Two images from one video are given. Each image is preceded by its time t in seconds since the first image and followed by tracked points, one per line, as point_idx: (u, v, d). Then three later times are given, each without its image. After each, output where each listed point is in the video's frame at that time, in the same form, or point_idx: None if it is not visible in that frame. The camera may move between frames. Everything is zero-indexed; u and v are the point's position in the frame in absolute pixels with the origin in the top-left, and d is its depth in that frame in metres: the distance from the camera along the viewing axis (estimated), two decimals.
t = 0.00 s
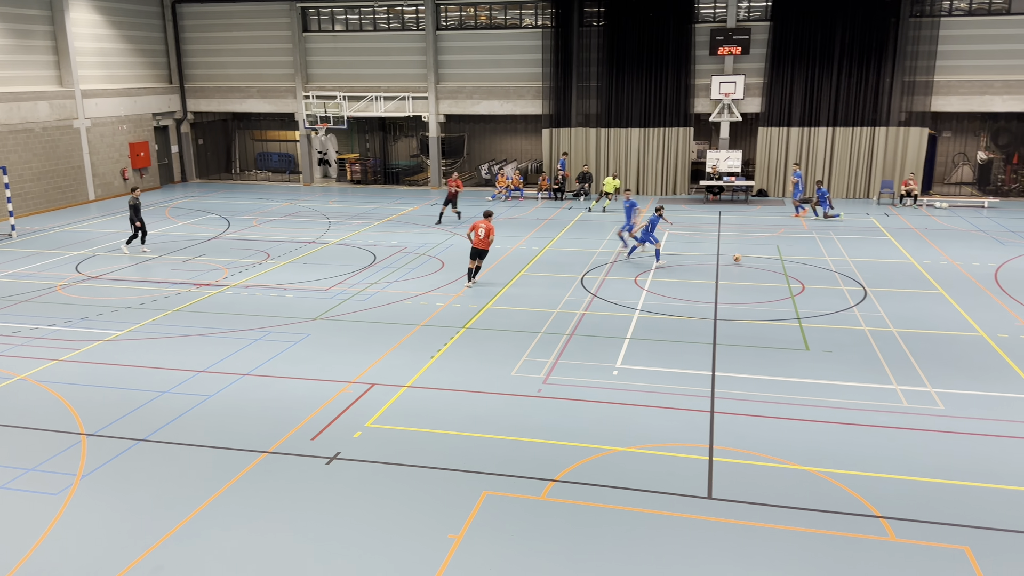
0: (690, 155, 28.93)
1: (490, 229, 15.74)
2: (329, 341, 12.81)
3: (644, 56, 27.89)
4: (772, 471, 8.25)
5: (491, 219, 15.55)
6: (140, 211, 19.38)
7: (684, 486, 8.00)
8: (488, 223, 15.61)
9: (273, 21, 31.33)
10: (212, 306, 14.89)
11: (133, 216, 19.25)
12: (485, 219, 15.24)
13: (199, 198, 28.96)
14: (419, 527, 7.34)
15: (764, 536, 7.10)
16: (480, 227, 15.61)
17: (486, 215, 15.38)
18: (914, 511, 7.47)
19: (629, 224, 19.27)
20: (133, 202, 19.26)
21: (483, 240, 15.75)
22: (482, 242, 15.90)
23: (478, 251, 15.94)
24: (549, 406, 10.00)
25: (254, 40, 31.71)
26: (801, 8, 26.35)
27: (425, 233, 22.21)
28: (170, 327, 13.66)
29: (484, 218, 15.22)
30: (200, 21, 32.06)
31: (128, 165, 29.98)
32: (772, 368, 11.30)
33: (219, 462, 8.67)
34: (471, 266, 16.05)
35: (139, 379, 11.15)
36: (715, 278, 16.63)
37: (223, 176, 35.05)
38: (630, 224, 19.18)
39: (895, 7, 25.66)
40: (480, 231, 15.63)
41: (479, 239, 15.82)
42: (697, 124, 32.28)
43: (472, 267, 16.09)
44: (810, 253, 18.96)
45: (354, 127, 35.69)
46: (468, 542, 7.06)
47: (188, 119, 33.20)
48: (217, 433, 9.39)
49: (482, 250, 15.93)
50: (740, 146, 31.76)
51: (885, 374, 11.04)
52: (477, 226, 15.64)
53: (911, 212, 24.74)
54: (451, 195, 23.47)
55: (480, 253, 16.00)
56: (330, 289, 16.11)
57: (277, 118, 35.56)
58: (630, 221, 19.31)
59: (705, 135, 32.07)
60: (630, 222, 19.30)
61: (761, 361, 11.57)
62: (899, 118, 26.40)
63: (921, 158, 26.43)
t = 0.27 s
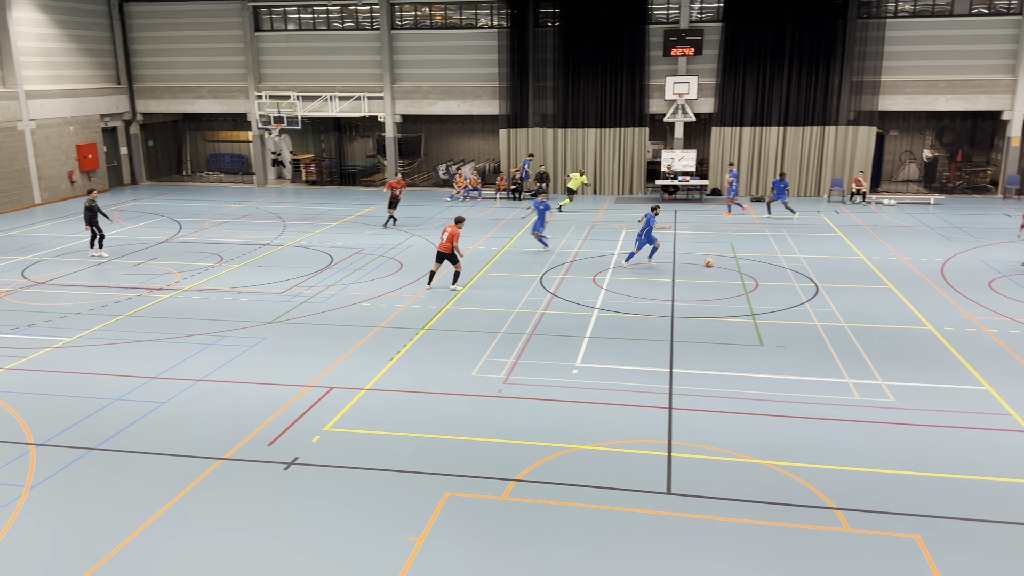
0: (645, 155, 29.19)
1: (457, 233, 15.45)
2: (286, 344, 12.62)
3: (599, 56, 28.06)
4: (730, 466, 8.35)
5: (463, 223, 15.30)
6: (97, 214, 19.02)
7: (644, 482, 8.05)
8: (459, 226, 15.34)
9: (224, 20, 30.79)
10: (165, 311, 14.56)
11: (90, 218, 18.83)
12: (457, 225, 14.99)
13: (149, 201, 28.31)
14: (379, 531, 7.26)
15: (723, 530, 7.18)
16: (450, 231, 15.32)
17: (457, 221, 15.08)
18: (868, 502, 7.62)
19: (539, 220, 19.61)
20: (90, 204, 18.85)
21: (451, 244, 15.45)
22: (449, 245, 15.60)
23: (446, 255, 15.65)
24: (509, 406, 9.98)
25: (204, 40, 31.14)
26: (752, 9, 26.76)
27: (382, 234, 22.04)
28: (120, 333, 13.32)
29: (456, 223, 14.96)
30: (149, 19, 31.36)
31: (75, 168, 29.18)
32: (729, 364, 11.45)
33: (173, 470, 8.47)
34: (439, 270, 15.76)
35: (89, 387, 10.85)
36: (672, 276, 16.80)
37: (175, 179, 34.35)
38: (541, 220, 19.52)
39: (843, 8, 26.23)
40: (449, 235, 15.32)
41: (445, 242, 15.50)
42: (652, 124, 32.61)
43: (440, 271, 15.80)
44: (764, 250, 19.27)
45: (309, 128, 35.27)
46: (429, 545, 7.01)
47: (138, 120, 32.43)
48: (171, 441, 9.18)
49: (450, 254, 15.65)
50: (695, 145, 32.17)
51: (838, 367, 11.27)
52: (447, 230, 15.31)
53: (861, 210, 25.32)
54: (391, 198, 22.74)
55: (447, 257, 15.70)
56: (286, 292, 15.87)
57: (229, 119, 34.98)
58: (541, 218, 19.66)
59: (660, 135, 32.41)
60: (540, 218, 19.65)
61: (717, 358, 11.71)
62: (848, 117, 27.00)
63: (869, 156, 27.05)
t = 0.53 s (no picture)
0: (590, 156, 29.41)
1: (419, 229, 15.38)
2: (229, 350, 12.32)
3: (542, 57, 28.17)
4: (676, 461, 8.45)
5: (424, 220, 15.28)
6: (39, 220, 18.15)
7: (593, 479, 8.08)
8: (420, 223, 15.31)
9: (159, 19, 29.99)
10: (100, 318, 14.08)
11: (32, 224, 17.98)
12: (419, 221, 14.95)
13: (83, 205, 27.37)
14: (328, 537, 7.13)
15: (672, 524, 7.24)
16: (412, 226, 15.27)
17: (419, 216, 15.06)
18: (811, 492, 7.79)
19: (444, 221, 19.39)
20: (31, 211, 18.00)
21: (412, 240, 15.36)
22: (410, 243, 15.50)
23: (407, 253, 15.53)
24: (458, 408, 9.92)
25: (139, 39, 30.28)
26: (691, 10, 27.17)
27: (326, 237, 21.72)
28: (53, 341, 12.83)
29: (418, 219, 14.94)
30: (80, 18, 30.33)
31: (2, 172, 28.03)
32: (674, 360, 11.59)
33: (110, 482, 8.18)
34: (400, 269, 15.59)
35: (19, 399, 10.40)
36: (617, 274, 16.94)
37: (109, 182, 33.31)
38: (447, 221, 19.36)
39: (779, 10, 26.84)
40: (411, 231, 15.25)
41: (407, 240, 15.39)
42: (596, 124, 32.90)
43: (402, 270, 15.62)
44: (706, 248, 19.59)
45: (249, 128, 34.59)
46: (379, 550, 6.91)
47: (69, 122, 31.33)
48: (109, 451, 8.86)
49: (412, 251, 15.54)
50: (638, 146, 32.60)
51: (779, 361, 11.52)
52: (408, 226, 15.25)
53: (798, 207, 25.95)
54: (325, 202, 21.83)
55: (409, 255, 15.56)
56: (228, 296, 15.51)
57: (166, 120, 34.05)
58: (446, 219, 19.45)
59: (604, 136, 32.71)
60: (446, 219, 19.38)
61: (663, 354, 11.85)
62: (785, 117, 27.66)
63: (806, 155, 27.75)
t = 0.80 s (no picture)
0: (525, 156, 29.48)
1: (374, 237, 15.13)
2: (157, 358, 11.92)
3: (475, 57, 28.14)
4: (616, 456, 8.53)
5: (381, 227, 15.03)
6: None
7: (534, 478, 8.10)
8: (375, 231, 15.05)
9: (77, 17, 28.85)
10: (18, 328, 13.45)
11: None
12: (375, 228, 14.75)
13: None
14: (265, 547, 6.95)
15: (612, 519, 7.31)
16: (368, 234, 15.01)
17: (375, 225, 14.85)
18: (746, 483, 7.96)
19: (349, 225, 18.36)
20: None
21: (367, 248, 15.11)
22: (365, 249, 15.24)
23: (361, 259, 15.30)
24: (396, 411, 9.81)
25: (55, 37, 29.05)
26: (621, 12, 27.49)
27: (258, 240, 21.24)
28: None
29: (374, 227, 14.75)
30: None
31: None
32: (611, 357, 11.72)
33: (32, 499, 7.81)
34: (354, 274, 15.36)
35: None
36: (554, 273, 17.03)
37: (26, 186, 31.92)
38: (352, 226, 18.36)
39: (706, 13, 27.41)
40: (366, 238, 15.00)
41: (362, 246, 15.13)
42: (530, 125, 33.04)
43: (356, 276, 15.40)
44: (641, 246, 19.88)
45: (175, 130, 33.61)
46: (318, 557, 6.77)
47: None
48: (30, 467, 8.46)
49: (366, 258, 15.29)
50: (572, 146, 32.89)
51: (711, 355, 11.77)
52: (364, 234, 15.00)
53: (728, 205, 26.56)
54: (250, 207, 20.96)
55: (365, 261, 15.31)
56: (155, 303, 15.02)
57: (87, 122, 32.79)
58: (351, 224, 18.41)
59: (538, 136, 32.87)
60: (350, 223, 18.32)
61: (601, 352, 11.95)
62: (713, 117, 28.28)
63: (734, 154, 28.46)
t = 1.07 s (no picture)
0: (454, 155, 29.26)
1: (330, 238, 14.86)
2: (72, 370, 11.39)
3: (400, 57, 27.91)
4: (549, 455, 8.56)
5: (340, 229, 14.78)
6: None
7: (467, 479, 8.05)
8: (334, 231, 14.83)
9: None
10: None
11: None
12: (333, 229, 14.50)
13: None
14: (190, 561, 6.70)
15: (546, 517, 7.32)
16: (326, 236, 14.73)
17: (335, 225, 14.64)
18: (676, 476, 8.08)
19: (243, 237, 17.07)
20: None
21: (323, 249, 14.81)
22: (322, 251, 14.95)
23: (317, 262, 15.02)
24: (326, 417, 9.62)
25: None
26: (545, 13, 27.63)
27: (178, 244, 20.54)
28: None
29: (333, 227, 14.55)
30: None
31: None
32: (542, 356, 11.77)
33: None
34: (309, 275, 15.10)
35: None
36: (484, 274, 16.99)
37: None
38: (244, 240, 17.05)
39: (628, 15, 27.85)
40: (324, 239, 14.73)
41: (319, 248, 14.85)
42: (458, 125, 32.97)
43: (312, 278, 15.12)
44: (569, 245, 20.04)
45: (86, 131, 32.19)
46: (247, 570, 6.57)
47: None
48: None
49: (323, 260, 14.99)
50: (500, 146, 32.97)
51: (640, 351, 11.94)
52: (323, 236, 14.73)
53: (653, 204, 27.04)
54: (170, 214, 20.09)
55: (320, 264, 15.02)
56: (68, 312, 14.35)
57: None
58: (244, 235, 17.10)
59: (466, 136, 32.82)
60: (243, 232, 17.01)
61: (532, 351, 11.98)
62: (637, 118, 28.76)
63: (657, 154, 29.02)
